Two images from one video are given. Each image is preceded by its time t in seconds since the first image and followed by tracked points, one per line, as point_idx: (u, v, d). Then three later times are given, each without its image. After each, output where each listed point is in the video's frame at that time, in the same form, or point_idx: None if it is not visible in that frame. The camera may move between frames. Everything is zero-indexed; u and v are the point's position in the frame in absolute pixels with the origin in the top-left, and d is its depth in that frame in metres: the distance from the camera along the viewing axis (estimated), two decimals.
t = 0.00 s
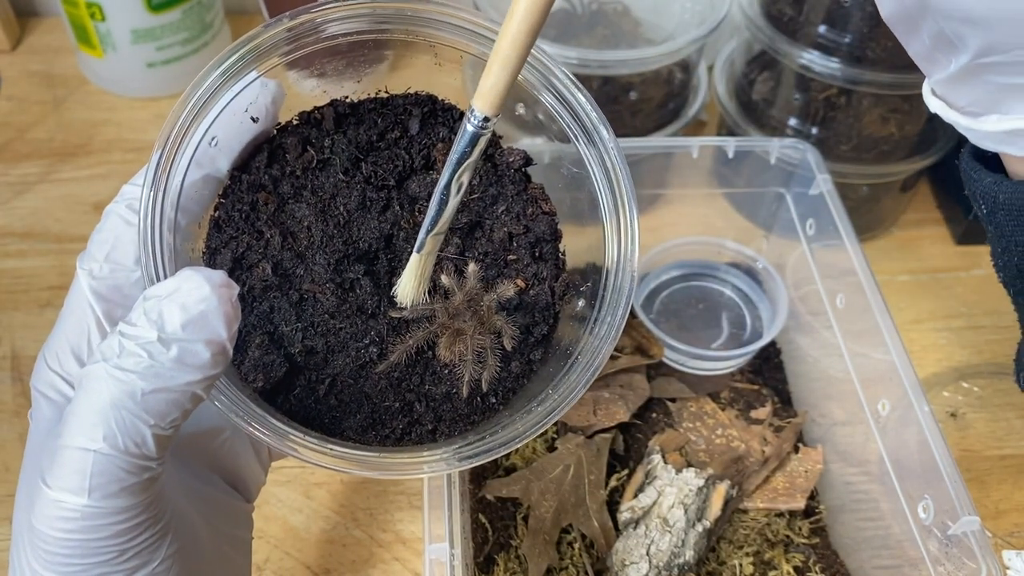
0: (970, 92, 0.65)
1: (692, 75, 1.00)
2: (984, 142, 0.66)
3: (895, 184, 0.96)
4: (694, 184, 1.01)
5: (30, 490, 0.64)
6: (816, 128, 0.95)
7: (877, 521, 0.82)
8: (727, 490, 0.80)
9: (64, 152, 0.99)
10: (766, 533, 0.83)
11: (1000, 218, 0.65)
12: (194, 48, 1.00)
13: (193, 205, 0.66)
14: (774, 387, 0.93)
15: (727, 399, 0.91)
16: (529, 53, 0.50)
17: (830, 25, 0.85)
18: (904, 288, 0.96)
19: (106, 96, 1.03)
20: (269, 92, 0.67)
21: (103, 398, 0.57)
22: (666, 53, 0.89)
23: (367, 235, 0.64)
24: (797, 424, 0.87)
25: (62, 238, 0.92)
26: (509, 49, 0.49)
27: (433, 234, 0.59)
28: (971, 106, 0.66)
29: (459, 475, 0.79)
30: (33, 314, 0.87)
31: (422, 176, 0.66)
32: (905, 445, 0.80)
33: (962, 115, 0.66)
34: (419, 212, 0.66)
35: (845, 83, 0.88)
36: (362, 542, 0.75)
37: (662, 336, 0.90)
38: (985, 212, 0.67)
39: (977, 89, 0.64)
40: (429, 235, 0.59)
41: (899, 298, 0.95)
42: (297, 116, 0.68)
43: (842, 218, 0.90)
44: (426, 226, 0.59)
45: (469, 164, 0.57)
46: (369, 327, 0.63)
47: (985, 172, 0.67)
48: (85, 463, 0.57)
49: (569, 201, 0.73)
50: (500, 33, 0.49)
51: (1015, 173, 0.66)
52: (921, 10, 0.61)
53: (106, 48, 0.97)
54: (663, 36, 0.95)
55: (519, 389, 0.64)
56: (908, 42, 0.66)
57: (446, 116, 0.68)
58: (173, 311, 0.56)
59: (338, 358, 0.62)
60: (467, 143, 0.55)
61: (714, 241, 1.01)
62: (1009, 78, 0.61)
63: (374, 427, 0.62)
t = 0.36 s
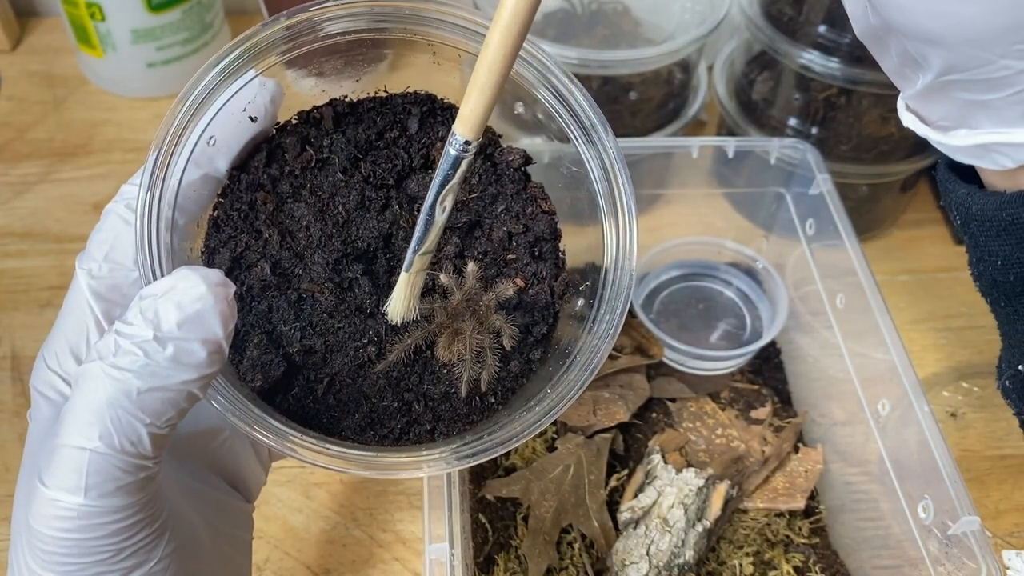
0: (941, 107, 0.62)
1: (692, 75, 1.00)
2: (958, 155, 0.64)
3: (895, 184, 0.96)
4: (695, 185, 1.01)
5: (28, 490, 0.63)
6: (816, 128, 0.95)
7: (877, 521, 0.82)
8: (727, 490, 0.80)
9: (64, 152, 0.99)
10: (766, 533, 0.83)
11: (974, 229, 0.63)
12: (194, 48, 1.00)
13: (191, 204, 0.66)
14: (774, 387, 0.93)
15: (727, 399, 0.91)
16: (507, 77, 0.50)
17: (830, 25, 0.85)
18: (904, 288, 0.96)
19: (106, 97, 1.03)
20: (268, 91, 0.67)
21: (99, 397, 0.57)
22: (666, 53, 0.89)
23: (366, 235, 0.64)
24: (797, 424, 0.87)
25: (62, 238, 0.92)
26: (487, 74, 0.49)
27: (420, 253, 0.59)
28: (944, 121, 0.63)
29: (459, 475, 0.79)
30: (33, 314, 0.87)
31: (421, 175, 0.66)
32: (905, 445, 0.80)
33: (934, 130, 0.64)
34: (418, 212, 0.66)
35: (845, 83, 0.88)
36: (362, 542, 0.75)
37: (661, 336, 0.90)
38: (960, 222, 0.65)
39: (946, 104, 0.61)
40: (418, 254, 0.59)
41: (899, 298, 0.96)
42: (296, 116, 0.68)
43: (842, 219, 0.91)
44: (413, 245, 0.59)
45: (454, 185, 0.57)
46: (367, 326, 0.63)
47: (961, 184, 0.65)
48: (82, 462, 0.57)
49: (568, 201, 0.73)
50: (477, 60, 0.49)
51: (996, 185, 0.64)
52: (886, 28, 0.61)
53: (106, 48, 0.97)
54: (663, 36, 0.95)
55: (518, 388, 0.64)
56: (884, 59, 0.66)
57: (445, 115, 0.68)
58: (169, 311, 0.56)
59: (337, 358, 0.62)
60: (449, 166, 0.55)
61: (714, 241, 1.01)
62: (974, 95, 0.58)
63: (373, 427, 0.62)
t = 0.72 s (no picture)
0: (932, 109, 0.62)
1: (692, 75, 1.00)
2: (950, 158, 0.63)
3: (895, 184, 0.96)
4: (695, 185, 1.01)
5: (22, 490, 0.63)
6: (816, 128, 0.95)
7: (877, 521, 0.82)
8: (727, 489, 0.80)
9: (64, 152, 0.99)
10: (766, 533, 0.83)
11: (969, 229, 0.63)
12: (195, 48, 1.00)
13: (186, 202, 0.66)
14: (774, 387, 0.93)
15: (727, 399, 0.91)
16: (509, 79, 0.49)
17: (830, 25, 0.85)
18: (904, 288, 0.96)
19: (106, 97, 1.03)
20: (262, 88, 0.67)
21: (90, 397, 0.57)
22: (666, 53, 0.89)
23: (362, 233, 0.64)
24: (797, 424, 0.87)
25: (62, 238, 0.92)
26: (489, 74, 0.49)
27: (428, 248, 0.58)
28: (935, 123, 0.63)
29: (458, 475, 0.79)
30: (33, 314, 0.87)
31: (416, 173, 0.67)
32: (905, 445, 0.80)
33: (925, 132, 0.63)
34: (413, 210, 0.66)
35: (845, 83, 0.88)
36: (362, 542, 0.75)
37: (661, 336, 0.90)
38: (955, 222, 0.65)
39: (935, 107, 0.62)
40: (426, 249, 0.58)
41: (899, 298, 0.96)
42: (291, 113, 0.68)
43: (842, 219, 0.91)
44: (421, 242, 0.58)
45: (457, 186, 0.56)
46: (363, 324, 0.63)
47: (955, 184, 0.65)
48: (74, 462, 0.57)
49: (566, 200, 0.73)
50: (479, 61, 0.49)
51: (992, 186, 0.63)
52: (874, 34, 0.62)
53: (106, 48, 0.97)
54: (662, 36, 0.95)
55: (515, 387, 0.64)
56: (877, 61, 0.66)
57: (441, 112, 0.68)
58: (161, 310, 0.56)
59: (332, 356, 0.62)
60: (454, 166, 0.55)
61: (714, 240, 1.01)
62: (960, 99, 0.59)
63: (368, 426, 0.62)
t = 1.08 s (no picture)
0: (944, 101, 0.63)
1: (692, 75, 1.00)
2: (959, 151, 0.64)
3: (895, 184, 0.96)
4: (695, 185, 1.01)
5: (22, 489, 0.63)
6: (816, 128, 0.95)
7: (877, 521, 0.82)
8: (727, 490, 0.80)
9: (64, 152, 0.99)
10: (766, 533, 0.83)
11: (978, 222, 0.64)
12: (195, 48, 1.00)
13: (186, 202, 0.66)
14: (774, 387, 0.93)
15: (727, 399, 0.91)
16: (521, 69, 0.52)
17: (830, 25, 0.85)
18: (904, 288, 0.96)
19: (105, 97, 1.03)
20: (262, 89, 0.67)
21: (91, 397, 0.57)
22: (666, 53, 0.89)
23: (362, 234, 0.64)
24: (797, 424, 0.87)
25: (62, 238, 0.92)
26: (507, 51, 0.50)
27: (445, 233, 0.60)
28: (945, 116, 0.64)
29: (458, 475, 0.79)
30: (34, 315, 0.87)
31: (417, 174, 0.67)
32: (905, 446, 0.80)
33: (935, 125, 0.64)
34: (413, 211, 0.66)
35: (845, 83, 0.88)
36: (362, 542, 0.75)
37: (662, 336, 0.90)
38: (965, 215, 0.66)
39: (945, 100, 0.63)
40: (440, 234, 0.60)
41: (899, 298, 0.96)
42: (292, 113, 0.68)
43: (842, 219, 0.91)
44: (436, 228, 0.60)
45: (472, 171, 0.58)
46: (363, 325, 0.62)
47: (965, 176, 0.66)
48: (75, 463, 0.57)
49: (566, 201, 0.73)
50: (495, 49, 0.51)
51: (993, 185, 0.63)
52: (886, 26, 0.63)
53: (106, 48, 0.97)
54: (662, 36, 0.95)
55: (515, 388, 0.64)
56: (888, 54, 0.68)
57: (442, 113, 0.68)
58: (162, 310, 0.56)
59: (332, 357, 0.62)
60: (469, 153, 0.57)
61: (714, 240, 1.01)
62: (969, 91, 0.60)
63: (368, 427, 0.62)
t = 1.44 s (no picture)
0: (960, 92, 0.63)
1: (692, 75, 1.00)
2: (975, 142, 0.64)
3: (895, 184, 0.96)
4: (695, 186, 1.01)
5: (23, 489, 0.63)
6: (816, 128, 0.95)
7: (877, 520, 0.82)
8: (727, 490, 0.80)
9: (64, 152, 0.99)
10: (766, 533, 0.83)
11: (992, 213, 0.65)
12: (195, 48, 1.00)
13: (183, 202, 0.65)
14: (774, 387, 0.93)
15: (727, 399, 0.91)
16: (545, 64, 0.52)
17: (829, 25, 0.85)
18: (903, 288, 0.97)
19: (105, 97, 1.04)
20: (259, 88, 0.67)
21: (93, 396, 0.57)
22: (666, 53, 0.89)
23: (358, 232, 0.64)
24: (797, 424, 0.87)
25: (62, 238, 0.92)
26: (532, 43, 0.50)
27: (470, 229, 0.60)
28: (961, 107, 0.64)
29: (458, 475, 0.79)
30: (33, 314, 0.87)
31: (413, 172, 0.66)
32: (905, 446, 0.80)
33: (950, 117, 0.64)
34: (410, 209, 0.66)
35: (845, 83, 0.88)
36: (362, 542, 0.75)
37: (662, 336, 0.90)
38: (978, 207, 0.67)
39: (963, 89, 0.63)
40: (466, 229, 0.60)
41: (899, 298, 0.96)
42: (288, 112, 0.68)
43: (842, 219, 0.91)
44: (460, 225, 0.60)
45: (498, 166, 0.58)
46: (361, 323, 0.62)
47: (978, 168, 0.67)
48: (78, 462, 0.57)
49: (564, 201, 0.73)
50: (517, 45, 0.51)
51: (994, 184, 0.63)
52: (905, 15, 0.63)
53: (106, 48, 0.97)
54: (662, 36, 0.95)
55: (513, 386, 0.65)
56: (904, 45, 0.68)
57: (438, 112, 0.68)
58: (164, 309, 0.56)
59: (330, 355, 0.62)
60: (493, 149, 0.57)
61: (714, 241, 1.01)
62: (987, 80, 0.60)
63: (366, 425, 0.63)
